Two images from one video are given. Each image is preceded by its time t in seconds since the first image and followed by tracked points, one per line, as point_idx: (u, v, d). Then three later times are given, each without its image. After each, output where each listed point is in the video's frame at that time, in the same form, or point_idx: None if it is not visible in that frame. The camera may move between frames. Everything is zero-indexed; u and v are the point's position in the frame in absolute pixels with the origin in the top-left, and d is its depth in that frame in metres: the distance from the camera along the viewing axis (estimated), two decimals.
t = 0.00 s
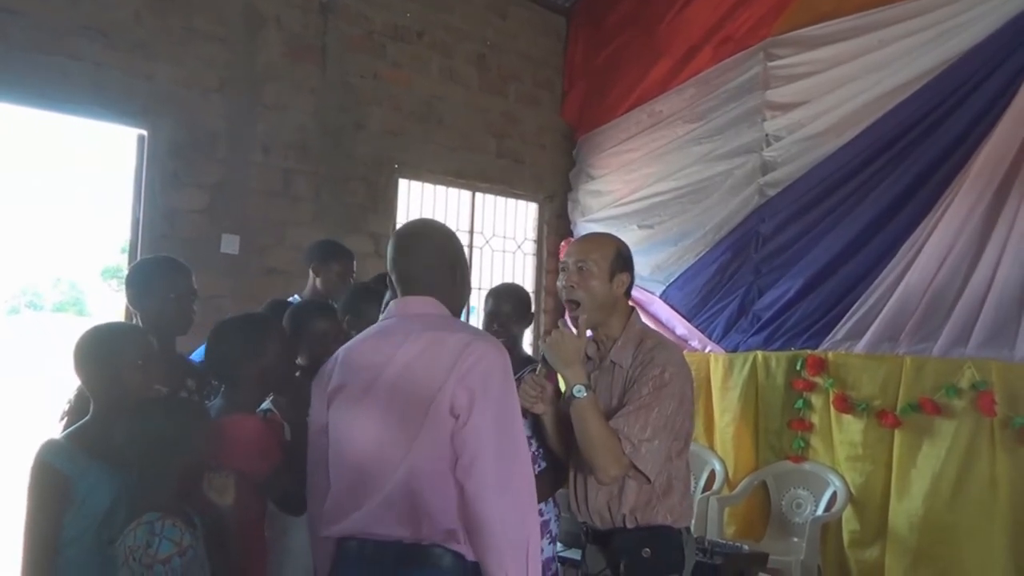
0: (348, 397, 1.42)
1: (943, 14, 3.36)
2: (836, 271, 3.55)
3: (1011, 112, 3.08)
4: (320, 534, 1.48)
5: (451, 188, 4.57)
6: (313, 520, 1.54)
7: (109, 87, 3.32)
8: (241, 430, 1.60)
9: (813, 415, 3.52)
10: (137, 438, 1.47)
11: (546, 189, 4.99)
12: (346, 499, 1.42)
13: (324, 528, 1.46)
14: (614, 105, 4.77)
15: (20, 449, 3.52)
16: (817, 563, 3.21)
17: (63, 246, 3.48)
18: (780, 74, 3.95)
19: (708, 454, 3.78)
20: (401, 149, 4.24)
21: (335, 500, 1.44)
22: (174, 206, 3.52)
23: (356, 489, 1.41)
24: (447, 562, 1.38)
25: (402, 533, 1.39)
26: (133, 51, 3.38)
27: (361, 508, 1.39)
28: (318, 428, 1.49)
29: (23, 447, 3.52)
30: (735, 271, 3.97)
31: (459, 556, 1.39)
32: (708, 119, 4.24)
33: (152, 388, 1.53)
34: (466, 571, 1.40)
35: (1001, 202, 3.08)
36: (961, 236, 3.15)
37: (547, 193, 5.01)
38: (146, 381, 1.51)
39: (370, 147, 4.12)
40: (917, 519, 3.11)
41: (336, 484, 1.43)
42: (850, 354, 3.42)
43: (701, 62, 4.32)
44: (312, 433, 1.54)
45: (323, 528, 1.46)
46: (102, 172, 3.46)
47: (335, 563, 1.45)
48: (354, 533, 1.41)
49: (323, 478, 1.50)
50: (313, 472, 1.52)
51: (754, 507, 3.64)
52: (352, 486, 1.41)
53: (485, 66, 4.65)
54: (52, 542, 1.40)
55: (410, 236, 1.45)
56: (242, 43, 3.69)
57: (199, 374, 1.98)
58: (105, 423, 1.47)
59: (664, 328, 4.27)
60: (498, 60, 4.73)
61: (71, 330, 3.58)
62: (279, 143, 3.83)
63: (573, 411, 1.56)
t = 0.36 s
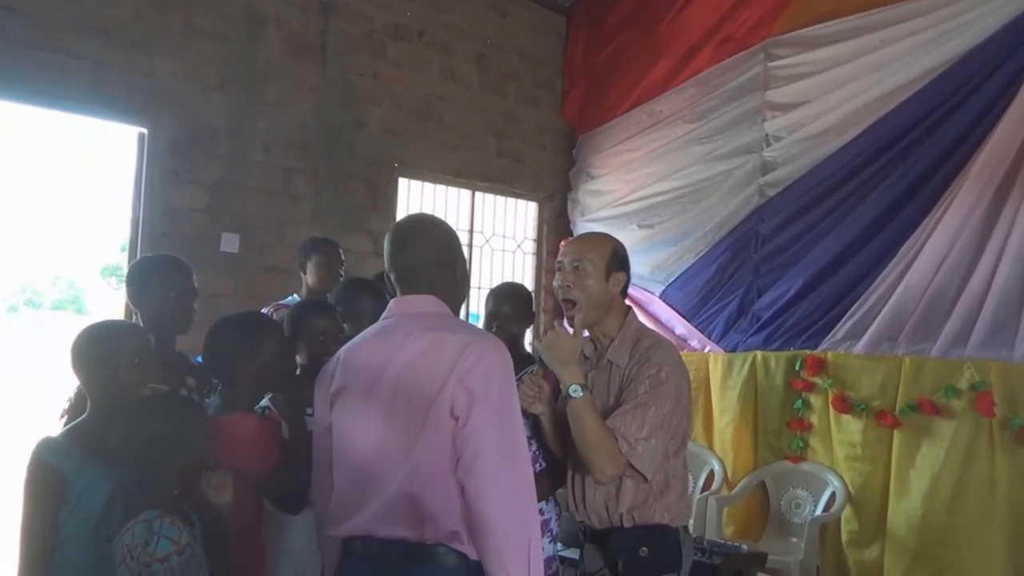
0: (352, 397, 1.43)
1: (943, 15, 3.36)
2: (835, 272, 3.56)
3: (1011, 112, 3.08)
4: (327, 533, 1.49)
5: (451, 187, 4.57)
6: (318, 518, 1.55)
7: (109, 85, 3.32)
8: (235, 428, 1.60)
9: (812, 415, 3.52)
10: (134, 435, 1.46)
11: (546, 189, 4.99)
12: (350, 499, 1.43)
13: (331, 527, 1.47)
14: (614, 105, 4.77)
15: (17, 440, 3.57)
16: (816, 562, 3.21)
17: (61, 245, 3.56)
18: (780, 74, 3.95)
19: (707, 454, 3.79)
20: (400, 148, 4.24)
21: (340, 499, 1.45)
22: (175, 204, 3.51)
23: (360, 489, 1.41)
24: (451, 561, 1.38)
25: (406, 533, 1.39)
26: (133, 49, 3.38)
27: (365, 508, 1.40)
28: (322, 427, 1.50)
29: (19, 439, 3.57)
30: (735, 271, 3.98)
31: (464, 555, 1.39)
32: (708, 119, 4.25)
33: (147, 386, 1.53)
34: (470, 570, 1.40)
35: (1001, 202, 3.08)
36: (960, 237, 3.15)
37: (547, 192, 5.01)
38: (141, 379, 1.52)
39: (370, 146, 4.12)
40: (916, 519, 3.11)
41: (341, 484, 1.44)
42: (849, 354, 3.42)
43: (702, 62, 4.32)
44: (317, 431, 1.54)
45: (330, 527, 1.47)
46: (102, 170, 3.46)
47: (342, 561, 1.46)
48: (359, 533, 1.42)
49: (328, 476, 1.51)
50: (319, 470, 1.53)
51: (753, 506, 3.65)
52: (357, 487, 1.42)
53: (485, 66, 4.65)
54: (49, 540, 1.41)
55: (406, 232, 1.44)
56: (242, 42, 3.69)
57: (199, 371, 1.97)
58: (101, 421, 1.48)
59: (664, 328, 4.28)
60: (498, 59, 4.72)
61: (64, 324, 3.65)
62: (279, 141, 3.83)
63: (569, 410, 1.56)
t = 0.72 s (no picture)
0: (354, 397, 1.43)
1: (944, 14, 3.36)
2: (835, 272, 3.56)
3: (1011, 111, 3.08)
4: (330, 533, 1.49)
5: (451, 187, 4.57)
6: (322, 517, 1.55)
7: (109, 83, 3.31)
8: (237, 427, 1.60)
9: (812, 414, 3.53)
10: (132, 435, 1.46)
11: (547, 187, 4.99)
12: (353, 499, 1.43)
13: (334, 526, 1.47)
14: (615, 104, 4.77)
15: (15, 434, 3.61)
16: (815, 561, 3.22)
17: (65, 244, 3.60)
18: (780, 73, 3.95)
19: (706, 453, 3.79)
20: (400, 146, 4.24)
21: (343, 499, 1.45)
22: (176, 203, 3.50)
23: (363, 489, 1.41)
24: (454, 561, 1.38)
25: (408, 533, 1.39)
26: (133, 48, 3.37)
27: (368, 507, 1.41)
28: (325, 426, 1.50)
29: (18, 433, 3.61)
30: (736, 270, 3.98)
31: (466, 555, 1.39)
32: (709, 118, 4.24)
33: (144, 384, 1.52)
34: (473, 569, 1.40)
35: (1001, 201, 3.08)
36: (960, 236, 3.15)
37: (547, 191, 5.01)
38: (139, 378, 1.51)
39: (370, 145, 4.12)
40: (916, 519, 3.11)
41: (344, 484, 1.44)
42: (849, 354, 3.42)
43: (702, 60, 4.31)
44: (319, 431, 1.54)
45: (333, 526, 1.48)
46: (101, 169, 3.45)
47: (345, 560, 1.46)
48: (361, 533, 1.42)
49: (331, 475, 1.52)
50: (322, 469, 1.53)
51: (754, 505, 3.65)
52: (359, 486, 1.42)
53: (485, 65, 4.65)
54: (46, 539, 1.41)
55: (406, 230, 1.44)
56: (241, 40, 3.69)
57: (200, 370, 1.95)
58: (100, 421, 1.47)
59: (664, 327, 4.28)
60: (499, 58, 4.72)
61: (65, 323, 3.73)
62: (279, 140, 3.83)
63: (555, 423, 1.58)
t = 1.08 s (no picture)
0: (352, 397, 1.42)
1: (942, 10, 3.36)
2: (834, 270, 3.56)
3: (1010, 108, 3.08)
4: (331, 533, 1.49)
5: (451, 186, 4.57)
6: (322, 517, 1.55)
7: (107, 84, 3.30)
8: (238, 429, 1.59)
9: (812, 412, 3.53)
10: (136, 436, 1.48)
11: (546, 186, 4.99)
12: (353, 499, 1.43)
13: (335, 527, 1.47)
14: (613, 103, 4.77)
15: (17, 437, 3.61)
16: (816, 559, 3.19)
17: (64, 244, 3.63)
18: (779, 71, 3.94)
19: (707, 451, 3.80)
20: (399, 146, 4.23)
21: (344, 499, 1.44)
22: (174, 204, 3.49)
23: (363, 490, 1.41)
24: (455, 561, 1.38)
25: (409, 534, 1.39)
26: (132, 49, 3.36)
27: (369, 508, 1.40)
28: (324, 426, 1.50)
29: (18, 435, 3.60)
30: (735, 268, 3.97)
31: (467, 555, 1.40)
32: (707, 116, 4.25)
33: (140, 383, 1.52)
34: (474, 569, 1.40)
35: (1001, 196, 3.08)
36: (960, 234, 3.15)
37: (546, 190, 5.01)
38: (134, 377, 1.50)
39: (369, 145, 4.11)
40: (917, 515, 3.12)
41: (343, 485, 1.44)
42: (848, 351, 3.43)
43: (700, 58, 4.31)
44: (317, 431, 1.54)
45: (334, 526, 1.47)
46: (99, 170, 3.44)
47: (347, 561, 1.46)
48: (363, 534, 1.42)
49: (332, 475, 1.51)
50: (323, 469, 1.53)
51: (755, 502, 3.65)
52: (359, 487, 1.42)
53: (484, 64, 4.65)
54: (47, 541, 1.40)
55: (403, 227, 1.44)
56: (239, 41, 3.68)
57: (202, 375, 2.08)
58: (100, 422, 1.47)
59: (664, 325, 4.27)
60: (497, 57, 4.72)
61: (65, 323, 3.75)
62: (278, 140, 3.82)
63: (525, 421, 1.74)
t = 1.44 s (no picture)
0: (353, 398, 1.42)
1: (941, 7, 3.35)
2: (834, 268, 3.55)
3: (1011, 103, 3.08)
4: (334, 534, 1.49)
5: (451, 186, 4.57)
6: (324, 517, 1.55)
7: (106, 87, 3.29)
8: (241, 432, 1.58)
9: (814, 410, 3.53)
10: (145, 437, 1.48)
11: (546, 186, 4.99)
12: (355, 500, 1.43)
13: (337, 529, 1.47)
14: (612, 103, 4.77)
15: (17, 439, 3.66)
16: (819, 557, 3.17)
17: (62, 247, 3.62)
18: (778, 69, 3.94)
19: (710, 450, 3.72)
20: (399, 147, 4.23)
21: (345, 501, 1.44)
22: (174, 207, 3.49)
23: (364, 491, 1.41)
24: (456, 561, 1.39)
25: (410, 535, 1.39)
26: (132, 50, 3.36)
27: (370, 509, 1.40)
28: (325, 428, 1.50)
29: (19, 437, 3.63)
30: (736, 267, 3.96)
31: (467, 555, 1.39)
32: (707, 115, 4.24)
33: (139, 385, 1.51)
34: (476, 569, 1.40)
35: (1001, 192, 3.08)
36: (960, 230, 3.15)
37: (546, 190, 5.01)
38: (129, 379, 1.49)
39: (369, 146, 4.11)
40: (919, 513, 3.12)
41: (344, 486, 1.44)
42: (850, 349, 3.42)
43: (700, 58, 4.31)
44: (318, 433, 1.54)
45: (336, 528, 1.47)
46: (98, 173, 3.44)
47: (349, 562, 1.46)
48: (365, 535, 1.42)
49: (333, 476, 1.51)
50: (324, 470, 1.53)
51: (758, 500, 3.65)
52: (360, 488, 1.42)
53: (483, 64, 4.65)
54: (51, 541, 1.40)
55: (401, 227, 1.43)
56: (238, 43, 3.67)
57: (200, 376, 2.06)
58: (105, 427, 1.46)
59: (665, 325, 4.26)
60: (496, 57, 4.72)
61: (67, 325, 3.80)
62: (278, 142, 3.82)
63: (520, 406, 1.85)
